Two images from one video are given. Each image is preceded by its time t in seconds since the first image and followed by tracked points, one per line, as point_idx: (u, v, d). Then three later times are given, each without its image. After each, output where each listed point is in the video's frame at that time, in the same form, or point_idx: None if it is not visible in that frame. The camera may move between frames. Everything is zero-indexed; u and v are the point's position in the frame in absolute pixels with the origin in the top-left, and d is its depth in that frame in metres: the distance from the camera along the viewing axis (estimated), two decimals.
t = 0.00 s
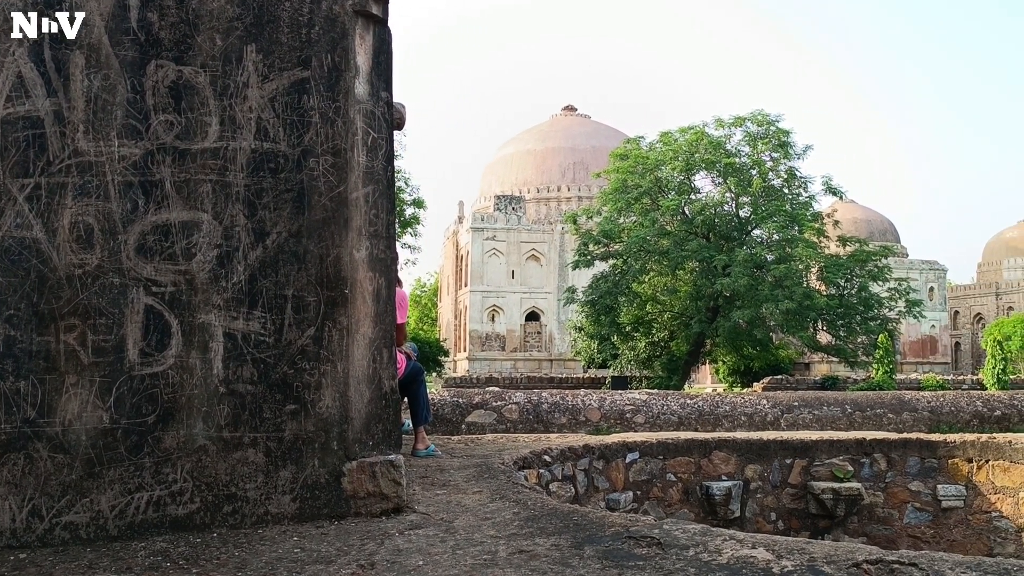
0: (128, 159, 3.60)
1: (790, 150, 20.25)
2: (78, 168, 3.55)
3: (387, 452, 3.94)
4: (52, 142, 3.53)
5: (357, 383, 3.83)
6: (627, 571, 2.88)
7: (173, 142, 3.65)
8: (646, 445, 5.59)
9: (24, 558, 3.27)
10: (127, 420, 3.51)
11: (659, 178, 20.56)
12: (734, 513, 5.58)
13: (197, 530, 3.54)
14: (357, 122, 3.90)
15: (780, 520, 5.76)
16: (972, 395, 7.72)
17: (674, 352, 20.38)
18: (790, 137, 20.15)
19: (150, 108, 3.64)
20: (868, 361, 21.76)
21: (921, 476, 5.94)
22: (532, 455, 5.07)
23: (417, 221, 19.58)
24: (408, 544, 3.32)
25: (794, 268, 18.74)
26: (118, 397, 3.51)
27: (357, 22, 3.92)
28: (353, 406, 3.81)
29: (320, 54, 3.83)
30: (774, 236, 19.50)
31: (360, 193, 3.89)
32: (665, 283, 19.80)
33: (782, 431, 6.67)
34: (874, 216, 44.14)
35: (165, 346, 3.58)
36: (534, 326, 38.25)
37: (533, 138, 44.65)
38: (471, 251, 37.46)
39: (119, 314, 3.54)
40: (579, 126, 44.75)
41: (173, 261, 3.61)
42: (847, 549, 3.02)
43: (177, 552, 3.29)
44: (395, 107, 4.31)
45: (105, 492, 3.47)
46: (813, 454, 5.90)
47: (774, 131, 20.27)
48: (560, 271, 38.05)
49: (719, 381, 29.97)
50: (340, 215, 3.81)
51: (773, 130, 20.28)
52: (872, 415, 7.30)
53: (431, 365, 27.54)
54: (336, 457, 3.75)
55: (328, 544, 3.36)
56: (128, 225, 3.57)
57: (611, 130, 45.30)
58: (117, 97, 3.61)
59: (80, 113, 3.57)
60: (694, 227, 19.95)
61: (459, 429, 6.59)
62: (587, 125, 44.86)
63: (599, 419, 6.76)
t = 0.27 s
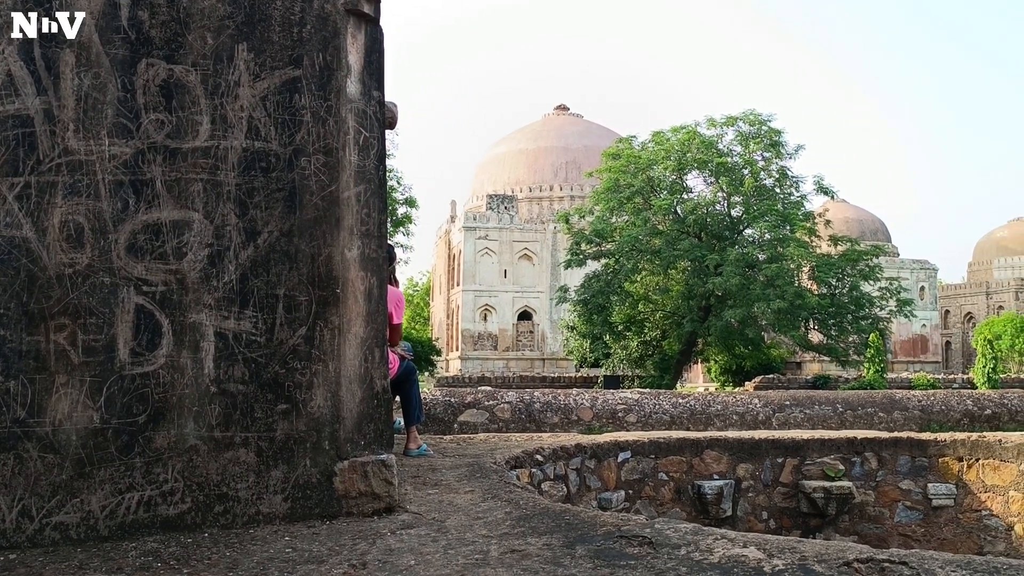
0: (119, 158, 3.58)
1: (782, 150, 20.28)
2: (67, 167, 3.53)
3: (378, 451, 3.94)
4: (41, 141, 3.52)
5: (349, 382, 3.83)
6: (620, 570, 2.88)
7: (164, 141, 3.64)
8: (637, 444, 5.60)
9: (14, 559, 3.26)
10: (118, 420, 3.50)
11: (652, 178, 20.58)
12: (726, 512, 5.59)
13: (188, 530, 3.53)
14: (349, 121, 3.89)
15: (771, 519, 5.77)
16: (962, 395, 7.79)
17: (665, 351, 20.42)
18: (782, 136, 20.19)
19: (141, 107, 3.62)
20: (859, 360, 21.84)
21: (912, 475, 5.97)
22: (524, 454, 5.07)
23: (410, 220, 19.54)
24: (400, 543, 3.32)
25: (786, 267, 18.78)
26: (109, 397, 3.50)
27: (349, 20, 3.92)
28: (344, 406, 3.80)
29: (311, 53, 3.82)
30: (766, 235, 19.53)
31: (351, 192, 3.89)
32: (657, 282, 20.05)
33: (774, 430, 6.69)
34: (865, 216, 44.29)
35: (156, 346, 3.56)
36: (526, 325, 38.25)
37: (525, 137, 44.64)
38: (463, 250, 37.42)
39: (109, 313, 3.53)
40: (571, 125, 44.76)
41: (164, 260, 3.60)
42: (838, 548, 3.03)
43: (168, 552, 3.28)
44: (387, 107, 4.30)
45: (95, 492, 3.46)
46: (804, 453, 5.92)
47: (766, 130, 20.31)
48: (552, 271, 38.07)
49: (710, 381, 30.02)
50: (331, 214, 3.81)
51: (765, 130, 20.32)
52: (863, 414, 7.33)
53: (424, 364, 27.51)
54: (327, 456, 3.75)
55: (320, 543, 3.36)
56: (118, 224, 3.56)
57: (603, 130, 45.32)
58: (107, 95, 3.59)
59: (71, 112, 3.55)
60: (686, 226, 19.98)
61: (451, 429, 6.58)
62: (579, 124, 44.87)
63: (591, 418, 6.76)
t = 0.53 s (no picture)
0: (106, 156, 3.57)
1: (772, 149, 20.34)
2: (55, 166, 3.52)
3: (367, 451, 3.93)
4: (29, 139, 3.50)
5: (338, 381, 3.83)
6: (608, 569, 2.89)
7: (152, 139, 3.63)
8: (627, 443, 5.60)
9: None
10: (105, 419, 3.48)
11: (642, 177, 20.62)
12: (715, 510, 5.61)
13: (176, 529, 3.52)
14: (338, 120, 3.89)
15: (761, 517, 5.79)
16: (950, 394, 7.85)
17: (655, 351, 20.46)
18: (772, 136, 20.25)
19: (128, 105, 3.61)
20: (848, 359, 21.93)
21: (900, 473, 5.99)
22: (514, 453, 5.07)
23: (400, 219, 19.53)
24: (389, 542, 3.32)
25: (775, 267, 18.83)
26: (96, 397, 3.48)
27: (338, 19, 3.91)
28: (333, 405, 3.80)
29: (300, 52, 3.82)
30: (755, 234, 19.59)
31: (340, 191, 3.88)
32: (647, 281, 20.02)
33: (763, 429, 6.70)
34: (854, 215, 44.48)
35: (144, 345, 3.55)
36: (517, 325, 38.27)
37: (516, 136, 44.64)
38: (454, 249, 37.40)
39: (96, 313, 3.51)
40: (562, 125, 44.78)
41: (152, 258, 3.58)
42: (826, 545, 3.04)
43: (156, 552, 3.27)
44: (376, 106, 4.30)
45: (82, 492, 3.44)
46: (793, 452, 5.93)
47: (756, 130, 20.37)
48: (542, 270, 38.09)
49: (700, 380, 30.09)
50: (320, 213, 3.80)
51: (755, 130, 20.37)
52: (852, 412, 7.36)
53: (414, 363, 27.49)
54: (316, 455, 3.74)
55: (308, 543, 3.35)
56: (106, 222, 3.55)
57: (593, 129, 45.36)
58: (95, 93, 3.57)
59: (58, 110, 3.53)
60: (676, 226, 20.04)
61: (441, 428, 6.58)
62: (570, 124, 44.90)
63: (581, 417, 6.77)
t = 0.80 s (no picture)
0: (93, 155, 3.55)
1: (761, 149, 20.40)
2: (40, 164, 3.49)
3: (356, 450, 3.92)
4: (14, 137, 3.47)
5: (326, 381, 3.82)
6: (596, 568, 2.89)
7: (139, 138, 3.61)
8: (616, 442, 5.60)
9: None
10: (92, 419, 3.46)
11: (631, 177, 20.63)
12: (704, 509, 5.63)
13: (163, 529, 3.51)
14: (326, 119, 3.89)
15: (749, 516, 5.81)
16: (937, 392, 7.91)
17: (645, 350, 20.48)
18: (761, 136, 20.30)
19: (115, 103, 3.59)
20: (837, 358, 22.03)
21: (887, 472, 6.01)
22: (503, 452, 5.07)
23: (390, 218, 19.48)
24: (377, 542, 3.32)
25: (764, 266, 18.88)
26: (82, 396, 3.46)
27: (326, 17, 3.91)
28: (321, 404, 3.80)
29: (288, 50, 3.81)
30: (744, 234, 19.65)
31: (328, 189, 3.88)
32: (635, 280, 20.04)
33: (751, 428, 6.72)
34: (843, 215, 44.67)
35: (130, 344, 3.53)
36: (507, 324, 38.27)
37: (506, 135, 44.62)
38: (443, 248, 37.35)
39: (83, 312, 3.49)
40: (551, 124, 44.78)
41: (139, 257, 3.56)
42: (813, 544, 3.05)
43: (143, 552, 3.25)
44: (364, 104, 4.30)
45: (68, 492, 3.42)
46: (781, 451, 5.95)
47: (745, 130, 20.41)
48: (532, 269, 38.10)
49: (690, 379, 30.15)
50: (309, 212, 3.79)
51: (744, 129, 20.42)
52: (840, 411, 7.41)
53: (404, 363, 27.45)
54: (304, 455, 3.73)
55: (296, 543, 3.34)
56: (92, 221, 3.53)
57: (583, 128, 45.40)
58: (81, 91, 3.55)
59: (43, 107, 3.50)
60: (666, 225, 20.09)
61: (431, 427, 6.56)
62: (559, 123, 44.91)
63: (571, 417, 6.77)
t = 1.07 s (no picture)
0: (78, 152, 3.52)
1: (749, 149, 20.46)
2: (26, 162, 3.47)
3: (343, 450, 3.92)
4: None
5: (314, 380, 3.82)
6: (583, 566, 2.90)
7: (125, 135, 3.59)
8: (604, 441, 5.61)
9: None
10: (78, 418, 3.44)
11: (620, 176, 20.66)
12: (691, 508, 5.65)
13: (149, 529, 3.49)
14: (314, 117, 3.88)
15: (737, 515, 5.83)
16: (923, 391, 7.98)
17: (633, 349, 20.52)
18: (749, 135, 20.36)
19: (101, 101, 3.56)
20: (824, 357, 22.13)
21: (874, 470, 6.03)
22: (491, 451, 5.06)
23: (378, 217, 19.44)
24: (365, 541, 3.31)
25: (752, 266, 18.95)
26: (68, 396, 3.44)
27: (314, 15, 3.90)
28: (309, 403, 3.79)
29: (276, 48, 3.79)
30: (732, 233, 19.71)
31: (316, 188, 3.87)
32: (624, 279, 20.06)
33: (738, 427, 6.73)
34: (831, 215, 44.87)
35: (116, 344, 3.51)
36: (496, 323, 38.27)
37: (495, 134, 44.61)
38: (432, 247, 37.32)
39: (68, 311, 3.47)
40: (541, 123, 44.79)
41: (125, 256, 3.54)
42: (799, 542, 3.06)
43: (129, 552, 3.24)
44: (352, 103, 4.29)
45: (54, 492, 3.40)
46: (769, 449, 5.97)
47: (734, 129, 20.47)
48: (521, 268, 38.11)
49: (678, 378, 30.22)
50: (296, 211, 3.78)
51: (732, 129, 20.48)
52: (827, 410, 7.45)
53: (392, 362, 27.41)
54: (291, 454, 3.72)
55: (283, 542, 3.33)
56: (78, 219, 3.51)
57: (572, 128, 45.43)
58: (67, 89, 3.53)
59: (28, 105, 3.48)
60: (654, 225, 20.14)
61: (419, 427, 6.55)
62: (549, 122, 44.93)
63: (559, 416, 6.77)
